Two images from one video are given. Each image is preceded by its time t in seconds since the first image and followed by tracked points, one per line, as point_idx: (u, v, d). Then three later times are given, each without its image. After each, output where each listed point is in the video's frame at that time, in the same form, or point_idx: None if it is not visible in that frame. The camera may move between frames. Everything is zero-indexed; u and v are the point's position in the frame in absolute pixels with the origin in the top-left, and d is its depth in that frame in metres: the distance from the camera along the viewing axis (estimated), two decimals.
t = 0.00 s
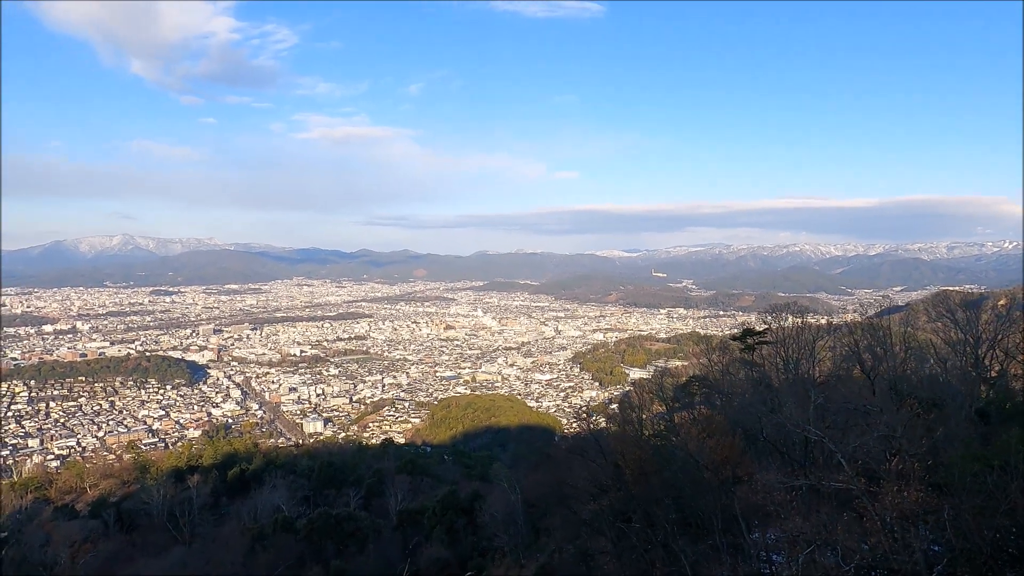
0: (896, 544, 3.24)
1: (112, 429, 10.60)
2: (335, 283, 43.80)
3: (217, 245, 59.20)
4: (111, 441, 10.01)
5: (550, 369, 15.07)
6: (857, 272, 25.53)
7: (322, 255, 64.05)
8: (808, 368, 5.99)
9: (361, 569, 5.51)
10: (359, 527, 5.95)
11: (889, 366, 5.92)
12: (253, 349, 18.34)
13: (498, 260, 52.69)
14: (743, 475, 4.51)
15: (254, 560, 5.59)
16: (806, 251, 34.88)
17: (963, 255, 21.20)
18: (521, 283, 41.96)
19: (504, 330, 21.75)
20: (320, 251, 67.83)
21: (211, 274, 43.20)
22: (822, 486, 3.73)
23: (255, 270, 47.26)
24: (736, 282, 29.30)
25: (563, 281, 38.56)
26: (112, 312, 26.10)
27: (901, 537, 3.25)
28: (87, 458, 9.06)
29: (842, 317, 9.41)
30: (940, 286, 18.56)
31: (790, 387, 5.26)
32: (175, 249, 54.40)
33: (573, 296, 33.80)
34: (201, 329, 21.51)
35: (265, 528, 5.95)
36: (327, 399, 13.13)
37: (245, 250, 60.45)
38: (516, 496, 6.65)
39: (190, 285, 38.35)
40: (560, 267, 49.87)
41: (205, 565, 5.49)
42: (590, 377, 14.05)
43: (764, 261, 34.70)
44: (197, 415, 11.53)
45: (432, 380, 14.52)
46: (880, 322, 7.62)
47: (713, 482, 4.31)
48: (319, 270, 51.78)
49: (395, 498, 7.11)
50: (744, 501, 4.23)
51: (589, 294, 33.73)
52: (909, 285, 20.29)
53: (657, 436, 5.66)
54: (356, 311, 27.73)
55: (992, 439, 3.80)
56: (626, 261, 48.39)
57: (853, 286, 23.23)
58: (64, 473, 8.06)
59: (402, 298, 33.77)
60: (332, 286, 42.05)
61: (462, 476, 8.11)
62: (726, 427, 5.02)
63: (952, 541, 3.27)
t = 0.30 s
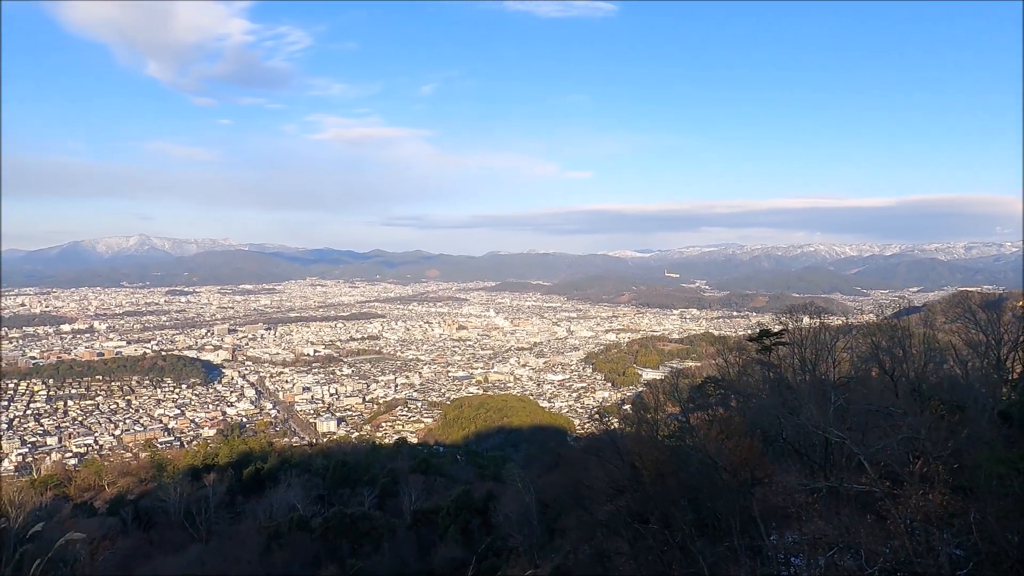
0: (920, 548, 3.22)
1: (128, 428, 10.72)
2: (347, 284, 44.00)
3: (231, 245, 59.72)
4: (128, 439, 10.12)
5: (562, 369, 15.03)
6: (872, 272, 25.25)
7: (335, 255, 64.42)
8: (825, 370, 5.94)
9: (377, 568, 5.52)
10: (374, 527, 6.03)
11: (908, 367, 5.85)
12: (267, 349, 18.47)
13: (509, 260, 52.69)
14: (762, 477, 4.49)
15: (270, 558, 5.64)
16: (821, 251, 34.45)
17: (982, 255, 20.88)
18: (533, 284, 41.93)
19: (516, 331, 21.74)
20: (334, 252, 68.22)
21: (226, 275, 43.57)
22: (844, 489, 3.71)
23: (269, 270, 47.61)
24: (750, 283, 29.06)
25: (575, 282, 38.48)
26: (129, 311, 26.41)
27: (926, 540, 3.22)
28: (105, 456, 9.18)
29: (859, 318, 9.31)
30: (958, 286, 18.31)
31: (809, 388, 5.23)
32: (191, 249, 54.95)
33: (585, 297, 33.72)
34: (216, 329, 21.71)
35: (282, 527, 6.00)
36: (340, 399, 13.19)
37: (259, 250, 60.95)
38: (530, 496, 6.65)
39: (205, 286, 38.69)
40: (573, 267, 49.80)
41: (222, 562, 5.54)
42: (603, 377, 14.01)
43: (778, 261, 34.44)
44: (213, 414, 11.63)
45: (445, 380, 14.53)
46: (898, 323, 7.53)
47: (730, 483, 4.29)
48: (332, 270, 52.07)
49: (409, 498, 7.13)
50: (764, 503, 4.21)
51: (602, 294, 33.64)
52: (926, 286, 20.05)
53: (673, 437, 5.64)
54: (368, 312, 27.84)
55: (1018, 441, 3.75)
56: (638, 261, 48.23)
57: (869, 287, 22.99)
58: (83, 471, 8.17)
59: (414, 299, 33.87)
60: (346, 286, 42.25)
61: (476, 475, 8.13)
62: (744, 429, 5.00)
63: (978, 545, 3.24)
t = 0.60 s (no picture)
0: (949, 549, 3.18)
1: (150, 423, 10.87)
2: (364, 281, 44.26)
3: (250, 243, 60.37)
4: (150, 433, 10.28)
5: (579, 366, 14.99)
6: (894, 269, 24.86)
7: (352, 252, 64.80)
8: (848, 370, 5.86)
9: (396, 564, 5.54)
10: (392, 523, 6.05)
11: (934, 366, 5.75)
12: (286, 345, 18.64)
13: (525, 257, 52.64)
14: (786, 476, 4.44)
15: (291, 553, 5.69)
16: (841, 247, 34.00)
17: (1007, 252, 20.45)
18: (549, 281, 41.84)
19: (532, 328, 21.71)
20: (351, 249, 68.66)
21: (244, 271, 44.04)
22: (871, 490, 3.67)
23: (287, 267, 48.05)
24: (769, 280, 28.75)
25: (591, 279, 38.34)
26: (150, 308, 26.81)
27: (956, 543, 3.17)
28: (127, 450, 9.33)
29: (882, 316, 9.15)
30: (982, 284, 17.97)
31: (832, 387, 5.18)
32: (211, 246, 55.64)
33: (601, 294, 33.59)
34: (235, 325, 21.96)
35: (302, 523, 6.06)
36: (358, 395, 13.27)
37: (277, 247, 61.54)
38: (548, 493, 6.64)
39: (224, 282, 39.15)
40: (589, 264, 49.66)
41: (244, 556, 5.61)
42: (619, 374, 13.95)
43: (797, 258, 34.06)
44: (232, 409, 11.77)
45: (461, 377, 14.55)
46: (923, 321, 7.40)
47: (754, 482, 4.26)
48: (349, 267, 52.41)
49: (428, 493, 7.16)
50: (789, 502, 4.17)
51: (618, 292, 33.48)
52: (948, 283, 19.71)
53: (694, 435, 5.60)
54: (385, 308, 27.96)
55: None
56: (655, 258, 47.95)
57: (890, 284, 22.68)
58: (107, 465, 8.32)
59: (431, 296, 33.98)
60: (363, 283, 42.51)
61: (493, 472, 8.14)
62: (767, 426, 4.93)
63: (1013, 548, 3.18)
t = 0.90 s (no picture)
0: (983, 551, 3.12)
1: (175, 418, 11.05)
2: (383, 278, 44.56)
3: (272, 241, 61.08)
4: (174, 428, 10.46)
5: (597, 364, 14.94)
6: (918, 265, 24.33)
7: (372, 250, 65.25)
8: (875, 369, 5.77)
9: (418, 560, 5.58)
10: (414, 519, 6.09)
11: (964, 367, 5.64)
12: (307, 342, 18.84)
13: (543, 255, 52.54)
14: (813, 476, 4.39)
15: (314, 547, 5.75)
16: (865, 244, 33.37)
17: None
18: (567, 279, 41.74)
19: (551, 325, 21.68)
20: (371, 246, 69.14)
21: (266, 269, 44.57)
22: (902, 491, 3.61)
23: (307, 265, 48.56)
24: (791, 277, 28.38)
25: (610, 276, 38.15)
26: (174, 305, 27.28)
27: (990, 545, 3.11)
28: (153, 445, 9.51)
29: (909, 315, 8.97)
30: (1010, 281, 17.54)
31: (859, 385, 5.11)
32: (233, 244, 56.40)
33: (620, 292, 33.45)
34: (257, 322, 22.24)
35: (325, 518, 6.13)
36: (378, 391, 13.36)
37: (298, 245, 62.20)
38: (569, 491, 6.64)
39: (245, 280, 39.64)
40: (608, 261, 49.44)
41: (269, 550, 5.68)
42: (639, 373, 13.87)
43: (820, 255, 33.58)
44: (255, 405, 11.91)
45: (480, 374, 14.59)
46: (952, 320, 7.25)
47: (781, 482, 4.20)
48: (368, 265, 52.81)
49: (448, 490, 7.19)
50: (816, 502, 4.13)
51: (638, 289, 33.32)
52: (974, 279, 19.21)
53: (717, 434, 5.57)
54: (404, 306, 28.12)
55: None
56: (675, 255, 47.55)
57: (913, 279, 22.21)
58: (134, 459, 8.49)
59: (450, 293, 34.08)
60: (382, 281, 42.77)
61: (514, 470, 8.15)
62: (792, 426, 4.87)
63: None
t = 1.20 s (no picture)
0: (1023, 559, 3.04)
1: (201, 415, 11.24)
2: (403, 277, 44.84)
3: (295, 240, 61.82)
4: (200, 425, 10.62)
5: (619, 364, 14.86)
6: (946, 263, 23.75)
7: (393, 249, 65.69)
8: (906, 372, 5.64)
9: (442, 558, 5.60)
10: (437, 518, 6.10)
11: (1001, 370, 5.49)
12: (329, 341, 19.02)
13: (563, 254, 52.42)
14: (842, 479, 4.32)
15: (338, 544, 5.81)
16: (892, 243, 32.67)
17: None
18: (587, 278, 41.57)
19: (571, 325, 21.63)
20: (392, 246, 69.59)
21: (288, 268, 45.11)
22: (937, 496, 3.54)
23: (329, 264, 49.06)
24: (815, 277, 27.91)
25: (631, 275, 37.92)
26: (200, 304, 27.75)
27: None
28: (180, 441, 9.68)
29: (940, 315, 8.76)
30: None
31: (890, 387, 5.01)
32: (257, 244, 57.20)
33: (641, 292, 33.24)
34: (281, 321, 22.53)
35: (349, 516, 6.18)
36: (400, 390, 13.44)
37: (320, 245, 62.87)
38: (592, 491, 6.62)
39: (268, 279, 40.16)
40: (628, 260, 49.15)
41: (294, 546, 5.74)
42: (661, 373, 13.76)
43: (845, 254, 33.00)
44: (279, 403, 12.05)
45: (501, 373, 14.60)
46: (986, 322, 7.07)
47: (812, 485, 4.13)
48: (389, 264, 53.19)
49: (471, 489, 7.21)
50: (847, 506, 4.06)
51: (659, 289, 33.09)
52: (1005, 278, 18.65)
53: (743, 436, 5.49)
54: (426, 305, 28.25)
55: None
56: (696, 254, 47.08)
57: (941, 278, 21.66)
58: (163, 455, 8.65)
59: (470, 293, 34.16)
60: (403, 280, 43.04)
61: (535, 470, 8.14)
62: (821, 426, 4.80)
63: None
